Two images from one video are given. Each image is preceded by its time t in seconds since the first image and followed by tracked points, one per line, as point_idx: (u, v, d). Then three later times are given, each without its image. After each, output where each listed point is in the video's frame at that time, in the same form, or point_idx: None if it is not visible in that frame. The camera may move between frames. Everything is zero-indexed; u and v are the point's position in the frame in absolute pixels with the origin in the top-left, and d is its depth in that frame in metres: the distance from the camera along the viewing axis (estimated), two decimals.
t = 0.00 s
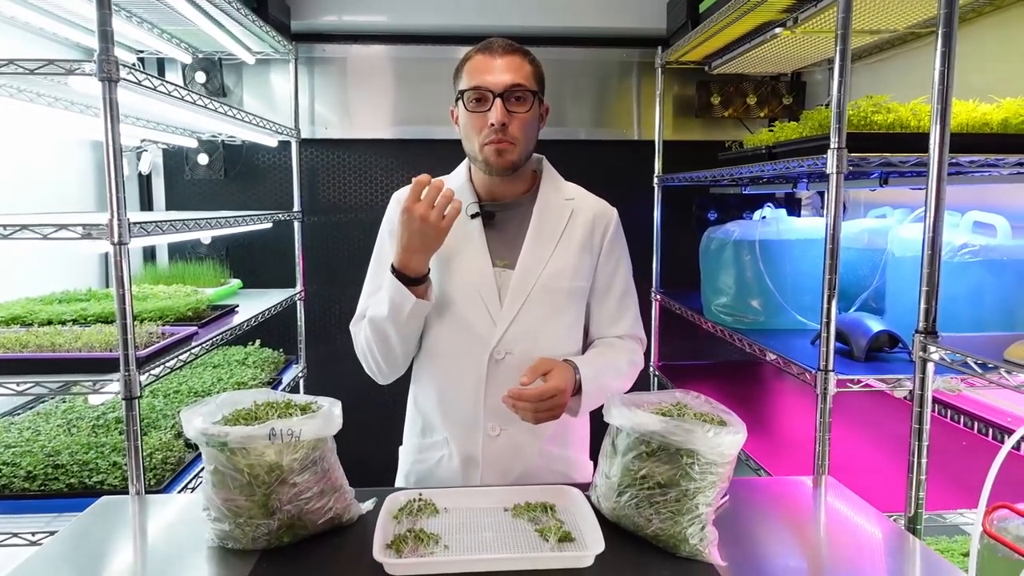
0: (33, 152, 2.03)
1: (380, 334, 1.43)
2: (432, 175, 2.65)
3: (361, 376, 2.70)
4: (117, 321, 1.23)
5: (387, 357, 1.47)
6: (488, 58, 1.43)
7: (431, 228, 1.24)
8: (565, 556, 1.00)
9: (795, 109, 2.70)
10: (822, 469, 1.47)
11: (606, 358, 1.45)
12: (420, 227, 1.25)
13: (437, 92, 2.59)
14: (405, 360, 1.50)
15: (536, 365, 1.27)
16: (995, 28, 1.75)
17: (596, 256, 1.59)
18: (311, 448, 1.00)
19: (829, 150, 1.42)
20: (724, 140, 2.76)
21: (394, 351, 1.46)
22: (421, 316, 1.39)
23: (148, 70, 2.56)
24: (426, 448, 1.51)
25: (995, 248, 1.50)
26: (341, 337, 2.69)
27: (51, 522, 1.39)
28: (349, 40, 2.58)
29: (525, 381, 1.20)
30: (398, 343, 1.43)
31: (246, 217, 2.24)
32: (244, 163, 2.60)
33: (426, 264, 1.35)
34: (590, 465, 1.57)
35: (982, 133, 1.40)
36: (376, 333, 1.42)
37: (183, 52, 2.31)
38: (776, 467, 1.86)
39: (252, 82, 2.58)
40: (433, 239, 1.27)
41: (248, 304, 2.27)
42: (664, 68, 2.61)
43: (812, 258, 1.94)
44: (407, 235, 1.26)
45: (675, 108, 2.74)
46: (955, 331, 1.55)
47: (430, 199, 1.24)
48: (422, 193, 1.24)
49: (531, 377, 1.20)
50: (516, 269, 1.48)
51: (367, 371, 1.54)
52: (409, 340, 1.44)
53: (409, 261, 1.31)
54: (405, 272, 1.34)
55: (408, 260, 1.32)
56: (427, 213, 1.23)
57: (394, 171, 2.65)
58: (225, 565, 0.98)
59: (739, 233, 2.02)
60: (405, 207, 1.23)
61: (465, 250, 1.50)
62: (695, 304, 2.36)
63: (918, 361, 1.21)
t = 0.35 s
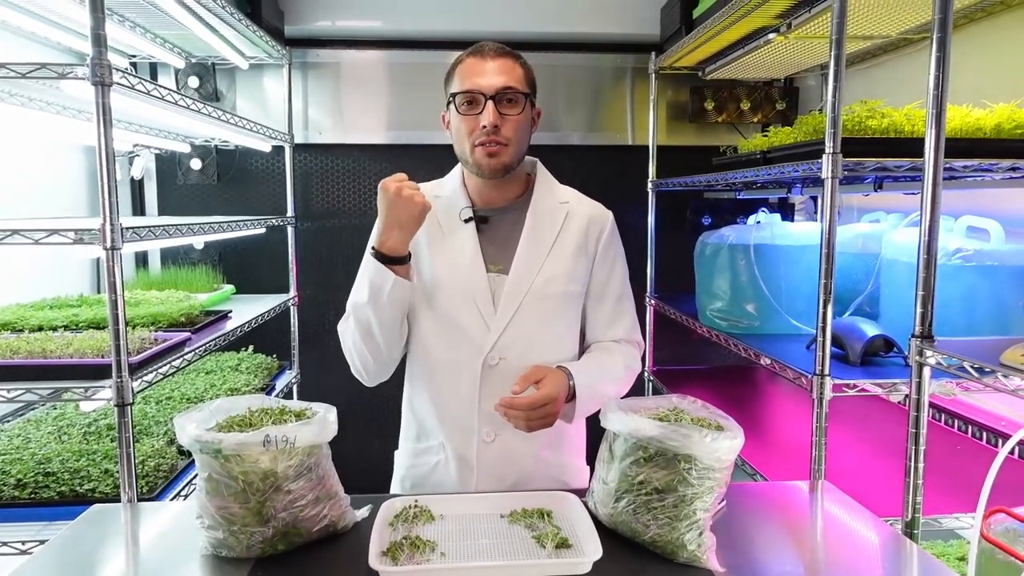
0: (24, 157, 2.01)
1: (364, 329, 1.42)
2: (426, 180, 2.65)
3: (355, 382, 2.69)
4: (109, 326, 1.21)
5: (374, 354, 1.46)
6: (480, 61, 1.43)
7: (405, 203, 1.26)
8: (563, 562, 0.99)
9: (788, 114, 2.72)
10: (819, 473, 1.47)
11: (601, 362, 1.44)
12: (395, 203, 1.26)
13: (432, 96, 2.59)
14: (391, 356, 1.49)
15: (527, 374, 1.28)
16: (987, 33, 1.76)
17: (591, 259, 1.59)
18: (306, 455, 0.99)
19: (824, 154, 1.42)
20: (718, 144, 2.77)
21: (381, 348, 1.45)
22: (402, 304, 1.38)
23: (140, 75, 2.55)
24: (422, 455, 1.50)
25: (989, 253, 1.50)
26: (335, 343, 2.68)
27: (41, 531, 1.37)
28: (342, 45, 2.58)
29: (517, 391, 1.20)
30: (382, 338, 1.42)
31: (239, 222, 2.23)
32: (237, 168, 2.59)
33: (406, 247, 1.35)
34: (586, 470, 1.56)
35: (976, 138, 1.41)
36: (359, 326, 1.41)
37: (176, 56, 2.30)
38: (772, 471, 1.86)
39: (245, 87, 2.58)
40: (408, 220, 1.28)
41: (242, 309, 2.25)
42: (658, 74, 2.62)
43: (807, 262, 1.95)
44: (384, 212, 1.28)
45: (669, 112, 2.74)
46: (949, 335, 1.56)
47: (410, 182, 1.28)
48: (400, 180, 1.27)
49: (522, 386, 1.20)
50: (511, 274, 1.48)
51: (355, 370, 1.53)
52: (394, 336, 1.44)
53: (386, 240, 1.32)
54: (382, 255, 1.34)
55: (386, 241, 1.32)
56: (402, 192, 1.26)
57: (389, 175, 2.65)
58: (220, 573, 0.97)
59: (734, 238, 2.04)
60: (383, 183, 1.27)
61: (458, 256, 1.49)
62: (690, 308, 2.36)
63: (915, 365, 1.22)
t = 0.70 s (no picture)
0: (24, 157, 2.00)
1: (378, 351, 1.42)
2: (427, 180, 2.64)
3: (357, 383, 2.68)
4: (110, 327, 1.20)
5: (388, 371, 1.46)
6: (484, 66, 1.41)
7: (413, 251, 1.21)
8: (569, 565, 0.97)
9: (791, 113, 2.70)
10: (825, 474, 1.46)
11: (604, 362, 1.43)
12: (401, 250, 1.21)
13: (433, 96, 2.58)
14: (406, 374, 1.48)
15: (526, 376, 1.26)
16: (992, 31, 1.75)
17: (593, 258, 1.58)
18: (309, 457, 0.98)
19: (829, 153, 1.41)
20: (720, 144, 2.76)
21: (395, 367, 1.44)
22: (415, 333, 1.37)
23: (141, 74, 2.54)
24: (425, 457, 1.49)
25: (996, 252, 1.49)
26: (336, 343, 2.67)
27: (42, 533, 1.36)
28: (343, 45, 2.57)
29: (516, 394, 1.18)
30: (396, 359, 1.42)
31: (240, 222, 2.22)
32: (237, 168, 2.58)
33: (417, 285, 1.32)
34: (591, 471, 1.55)
35: (983, 136, 1.40)
36: (373, 350, 1.41)
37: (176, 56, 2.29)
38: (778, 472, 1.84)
39: (246, 87, 2.57)
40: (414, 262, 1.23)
41: (243, 310, 2.24)
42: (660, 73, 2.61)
43: (812, 261, 1.93)
44: (390, 257, 1.23)
45: (671, 112, 2.74)
46: (956, 334, 1.55)
47: (415, 224, 1.21)
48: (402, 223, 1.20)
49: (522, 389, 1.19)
50: (512, 276, 1.47)
51: (372, 382, 1.51)
52: (408, 356, 1.43)
53: (396, 283, 1.29)
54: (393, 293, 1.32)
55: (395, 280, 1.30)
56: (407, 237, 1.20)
57: (390, 175, 2.64)
58: None
59: (738, 236, 2.04)
60: (387, 230, 1.20)
61: (460, 257, 1.48)
62: (693, 308, 2.35)
63: (923, 365, 1.20)
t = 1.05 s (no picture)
0: (17, 151, 1.98)
1: (373, 349, 1.41)
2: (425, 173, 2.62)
3: (355, 378, 2.67)
4: (105, 322, 1.18)
5: (382, 367, 1.44)
6: (484, 55, 1.40)
7: (411, 259, 1.19)
8: (571, 561, 0.97)
9: (790, 105, 2.69)
10: (826, 468, 1.45)
11: (605, 359, 1.42)
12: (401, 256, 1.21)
13: (431, 89, 2.56)
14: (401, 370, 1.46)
15: (526, 369, 1.25)
16: (994, 22, 1.73)
17: (593, 253, 1.56)
18: (307, 453, 0.97)
19: (832, 145, 1.40)
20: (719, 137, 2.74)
21: (389, 364, 1.43)
22: (410, 338, 1.36)
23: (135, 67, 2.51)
24: (423, 453, 1.47)
25: (998, 245, 1.49)
26: (334, 338, 2.65)
27: (38, 531, 1.35)
28: (340, 37, 2.55)
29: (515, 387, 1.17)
30: (391, 356, 1.40)
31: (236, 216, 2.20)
32: (233, 162, 2.55)
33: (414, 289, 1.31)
34: (591, 467, 1.54)
35: (986, 127, 1.38)
36: (367, 347, 1.40)
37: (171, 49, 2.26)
38: (779, 466, 1.84)
39: (242, 80, 2.54)
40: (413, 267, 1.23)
41: (240, 305, 2.22)
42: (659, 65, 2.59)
43: (812, 255, 1.92)
44: (389, 263, 1.21)
45: (670, 105, 2.72)
46: (957, 327, 1.54)
47: (415, 233, 1.19)
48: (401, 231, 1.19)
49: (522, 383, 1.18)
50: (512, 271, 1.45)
51: (366, 376, 1.50)
52: (403, 355, 1.41)
53: (392, 285, 1.28)
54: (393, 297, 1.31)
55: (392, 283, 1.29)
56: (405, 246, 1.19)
57: (387, 169, 2.62)
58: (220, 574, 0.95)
59: (738, 231, 2.01)
60: (386, 236, 1.18)
61: (458, 251, 1.46)
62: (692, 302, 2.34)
63: (926, 358, 1.20)
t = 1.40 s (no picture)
0: (19, 154, 1.97)
1: (367, 353, 1.43)
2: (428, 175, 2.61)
3: (359, 380, 2.65)
4: (106, 326, 1.16)
5: (381, 365, 1.44)
6: (494, 61, 1.34)
7: (390, 269, 1.20)
8: (577, 567, 0.95)
9: (795, 103, 2.66)
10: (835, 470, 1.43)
11: (612, 361, 1.41)
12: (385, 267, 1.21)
13: (433, 90, 2.55)
14: (395, 373, 1.48)
15: (534, 371, 1.23)
16: (1002, 18, 1.71)
17: (601, 256, 1.55)
18: (310, 458, 0.96)
19: (838, 143, 1.38)
20: (724, 136, 2.72)
21: (383, 366, 1.44)
22: (395, 340, 1.38)
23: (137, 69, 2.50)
24: (428, 456, 1.46)
25: (1008, 243, 1.47)
26: (338, 341, 2.64)
27: (40, 536, 1.34)
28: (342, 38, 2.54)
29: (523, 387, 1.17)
30: (382, 358, 1.42)
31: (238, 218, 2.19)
32: (236, 164, 2.54)
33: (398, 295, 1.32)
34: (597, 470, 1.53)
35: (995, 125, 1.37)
36: (360, 351, 1.43)
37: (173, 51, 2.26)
38: (786, 468, 1.82)
39: (244, 81, 2.54)
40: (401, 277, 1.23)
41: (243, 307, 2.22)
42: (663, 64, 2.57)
43: (818, 254, 1.91)
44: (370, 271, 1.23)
45: (674, 104, 2.70)
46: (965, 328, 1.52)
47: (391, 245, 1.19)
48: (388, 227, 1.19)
49: (531, 385, 1.17)
50: (518, 271, 1.44)
51: (365, 374, 1.49)
52: (396, 352, 1.42)
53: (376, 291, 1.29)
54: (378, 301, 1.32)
55: (376, 289, 1.29)
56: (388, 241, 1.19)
57: (391, 170, 2.61)
58: None
59: (743, 230, 1.99)
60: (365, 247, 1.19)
61: (463, 251, 1.45)
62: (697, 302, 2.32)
63: (937, 359, 1.18)
